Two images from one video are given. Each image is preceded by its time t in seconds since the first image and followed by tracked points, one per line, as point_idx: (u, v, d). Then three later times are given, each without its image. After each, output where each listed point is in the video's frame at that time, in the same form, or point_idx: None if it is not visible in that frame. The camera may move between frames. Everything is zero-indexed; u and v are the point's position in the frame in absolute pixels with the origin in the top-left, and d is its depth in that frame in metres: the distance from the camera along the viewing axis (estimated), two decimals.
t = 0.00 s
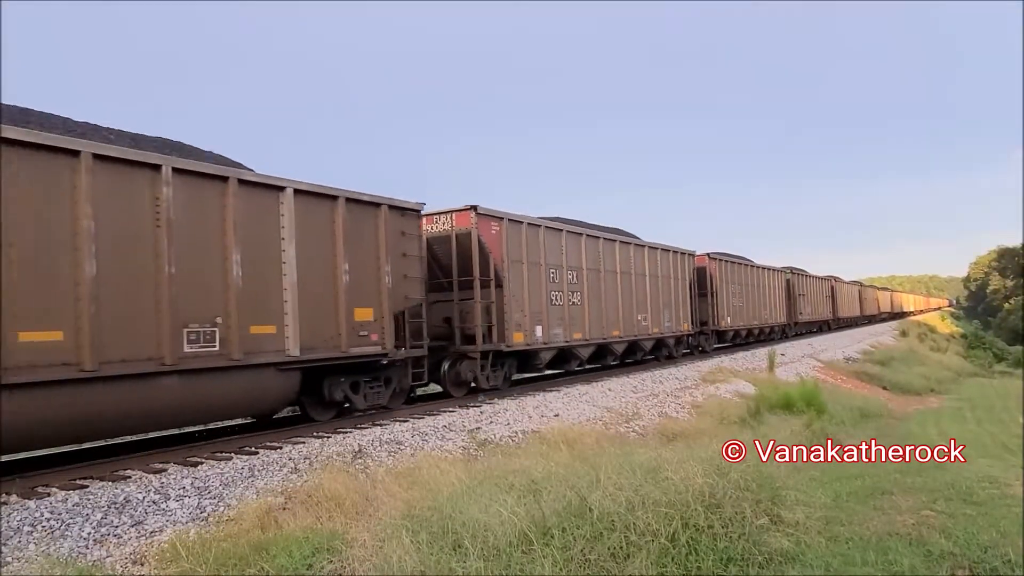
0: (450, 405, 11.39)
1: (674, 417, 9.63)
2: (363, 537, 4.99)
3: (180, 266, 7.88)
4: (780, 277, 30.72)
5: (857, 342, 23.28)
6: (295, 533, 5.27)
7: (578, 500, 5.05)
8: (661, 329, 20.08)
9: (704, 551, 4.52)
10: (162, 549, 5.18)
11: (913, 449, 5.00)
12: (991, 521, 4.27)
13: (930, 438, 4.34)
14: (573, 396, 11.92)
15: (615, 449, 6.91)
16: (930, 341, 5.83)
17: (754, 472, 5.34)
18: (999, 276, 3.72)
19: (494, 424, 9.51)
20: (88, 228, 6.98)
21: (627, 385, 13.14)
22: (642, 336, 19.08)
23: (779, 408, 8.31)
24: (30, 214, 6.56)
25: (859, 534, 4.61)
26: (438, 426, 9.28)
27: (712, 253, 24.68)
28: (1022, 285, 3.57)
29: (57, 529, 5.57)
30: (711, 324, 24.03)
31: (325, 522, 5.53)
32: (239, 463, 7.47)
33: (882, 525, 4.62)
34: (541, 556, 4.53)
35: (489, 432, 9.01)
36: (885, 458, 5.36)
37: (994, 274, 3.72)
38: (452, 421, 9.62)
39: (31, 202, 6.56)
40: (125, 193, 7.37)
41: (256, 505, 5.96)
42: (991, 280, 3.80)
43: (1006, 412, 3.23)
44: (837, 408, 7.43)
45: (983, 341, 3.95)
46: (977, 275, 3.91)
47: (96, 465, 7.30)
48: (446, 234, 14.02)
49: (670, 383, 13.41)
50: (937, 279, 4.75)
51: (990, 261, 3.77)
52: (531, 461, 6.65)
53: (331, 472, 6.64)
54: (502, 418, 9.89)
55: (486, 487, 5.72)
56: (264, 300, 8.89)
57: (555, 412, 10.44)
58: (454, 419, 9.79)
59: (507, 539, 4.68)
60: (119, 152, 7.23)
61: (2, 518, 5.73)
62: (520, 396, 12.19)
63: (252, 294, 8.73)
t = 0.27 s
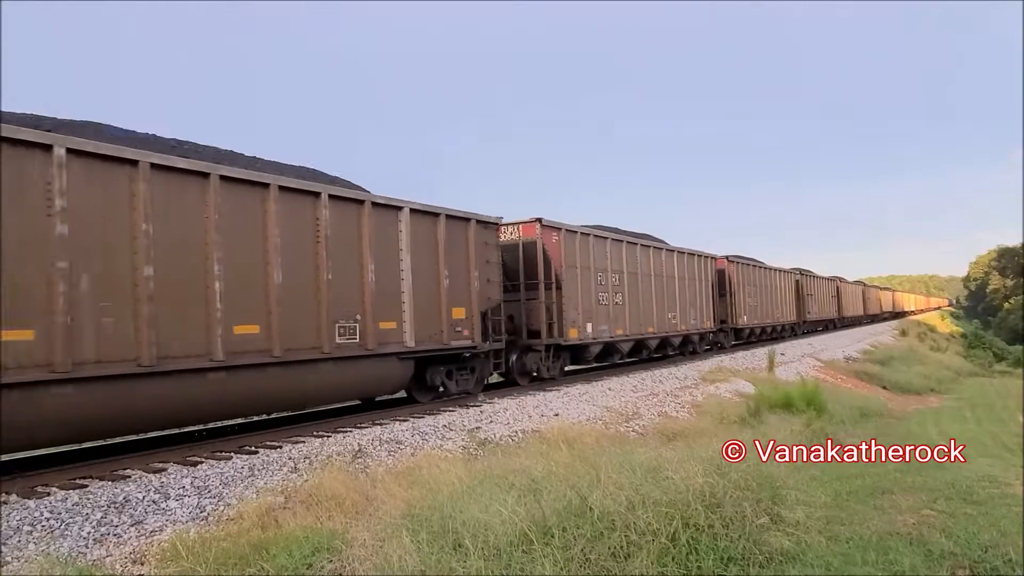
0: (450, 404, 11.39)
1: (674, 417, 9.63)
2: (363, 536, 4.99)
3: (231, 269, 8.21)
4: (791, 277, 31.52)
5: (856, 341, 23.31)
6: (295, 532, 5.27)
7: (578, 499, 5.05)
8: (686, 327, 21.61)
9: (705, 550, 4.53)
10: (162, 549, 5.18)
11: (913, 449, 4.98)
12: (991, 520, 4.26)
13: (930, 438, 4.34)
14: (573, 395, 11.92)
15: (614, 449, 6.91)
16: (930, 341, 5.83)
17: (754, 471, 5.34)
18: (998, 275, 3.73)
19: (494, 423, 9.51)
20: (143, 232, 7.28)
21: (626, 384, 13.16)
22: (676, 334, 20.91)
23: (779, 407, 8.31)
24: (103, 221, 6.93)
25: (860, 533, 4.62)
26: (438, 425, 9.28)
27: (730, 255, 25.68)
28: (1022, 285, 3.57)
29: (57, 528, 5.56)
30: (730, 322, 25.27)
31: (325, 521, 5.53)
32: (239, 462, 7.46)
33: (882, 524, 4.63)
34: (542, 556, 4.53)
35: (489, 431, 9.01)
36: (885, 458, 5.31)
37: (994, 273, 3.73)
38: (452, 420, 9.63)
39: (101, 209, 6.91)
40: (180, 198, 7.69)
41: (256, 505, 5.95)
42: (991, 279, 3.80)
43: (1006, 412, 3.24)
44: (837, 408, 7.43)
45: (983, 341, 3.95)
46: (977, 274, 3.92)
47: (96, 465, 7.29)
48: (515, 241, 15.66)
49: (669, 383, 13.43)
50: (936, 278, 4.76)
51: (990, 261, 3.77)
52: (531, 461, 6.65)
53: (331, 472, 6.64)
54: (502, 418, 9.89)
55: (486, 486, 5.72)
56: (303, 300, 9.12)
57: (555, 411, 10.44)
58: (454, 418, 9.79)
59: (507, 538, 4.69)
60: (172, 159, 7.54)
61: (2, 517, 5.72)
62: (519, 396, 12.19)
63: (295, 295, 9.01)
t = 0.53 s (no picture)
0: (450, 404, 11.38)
1: (674, 416, 9.64)
2: (363, 536, 4.99)
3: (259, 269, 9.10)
4: (799, 277, 33.03)
5: (856, 340, 23.35)
6: (295, 531, 5.27)
7: (578, 498, 5.05)
8: (708, 324, 23.43)
9: (705, 549, 4.53)
10: (162, 548, 5.17)
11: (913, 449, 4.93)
12: (991, 519, 4.24)
13: (930, 437, 4.35)
14: (573, 394, 11.92)
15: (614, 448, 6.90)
16: (930, 340, 5.83)
17: (754, 470, 5.34)
18: (999, 274, 3.72)
19: (495, 422, 9.52)
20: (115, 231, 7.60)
21: (626, 383, 13.18)
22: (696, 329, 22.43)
23: (778, 406, 8.31)
24: (79, 214, 7.28)
25: (860, 532, 4.62)
26: (438, 424, 9.27)
27: (743, 257, 27.71)
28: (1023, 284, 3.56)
29: (57, 528, 5.56)
30: (746, 320, 27.00)
31: (325, 521, 5.52)
32: (239, 461, 7.46)
33: (882, 523, 4.62)
34: (542, 554, 4.52)
35: (489, 430, 9.01)
36: (886, 458, 5.20)
37: (995, 272, 3.72)
38: (452, 419, 9.63)
39: (75, 203, 7.24)
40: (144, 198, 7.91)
41: (256, 504, 5.95)
42: (991, 278, 3.80)
43: (1006, 411, 3.24)
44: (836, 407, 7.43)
45: (983, 340, 3.94)
46: (977, 273, 3.91)
47: (96, 464, 7.29)
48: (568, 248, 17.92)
49: (669, 382, 13.45)
50: (937, 277, 4.76)
51: (991, 259, 3.77)
52: (530, 460, 6.64)
53: (331, 471, 6.63)
54: (501, 417, 9.90)
55: (486, 485, 5.72)
56: (330, 295, 10.08)
57: (554, 410, 10.44)
58: (454, 417, 9.79)
59: (507, 537, 4.68)
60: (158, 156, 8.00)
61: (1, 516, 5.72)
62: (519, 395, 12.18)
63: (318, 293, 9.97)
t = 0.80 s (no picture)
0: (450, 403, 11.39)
1: (673, 415, 9.64)
2: (363, 535, 4.99)
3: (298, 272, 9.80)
4: (799, 277, 33.06)
5: (856, 339, 23.37)
6: (295, 531, 5.27)
7: (578, 498, 5.05)
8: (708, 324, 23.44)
9: (705, 549, 4.53)
10: (162, 548, 5.17)
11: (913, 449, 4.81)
12: (991, 519, 4.21)
13: (931, 437, 4.34)
14: (573, 394, 11.92)
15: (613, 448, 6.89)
16: (929, 339, 5.82)
17: (754, 470, 5.34)
18: (998, 273, 3.73)
19: (495, 421, 9.53)
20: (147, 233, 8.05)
21: (626, 382, 13.19)
22: (711, 327, 23.86)
23: (778, 405, 8.31)
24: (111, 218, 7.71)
25: (859, 532, 4.62)
26: (438, 424, 9.27)
27: (759, 260, 28.79)
28: (1022, 283, 3.59)
29: (57, 527, 5.56)
30: (760, 320, 28.27)
31: (325, 520, 5.52)
32: (239, 461, 7.46)
33: (882, 523, 4.62)
34: (542, 554, 4.52)
35: (489, 430, 9.02)
36: (885, 458, 5.05)
37: (995, 272, 3.72)
38: (451, 419, 9.63)
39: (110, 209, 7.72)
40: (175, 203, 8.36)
41: (256, 504, 5.94)
42: (990, 278, 3.80)
43: (1006, 410, 3.24)
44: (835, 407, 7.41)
45: (983, 339, 3.94)
46: (977, 273, 3.91)
47: (95, 464, 7.28)
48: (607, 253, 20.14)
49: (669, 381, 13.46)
50: (936, 277, 4.77)
51: (991, 259, 3.77)
52: (530, 459, 6.64)
53: (331, 471, 6.63)
54: (501, 416, 9.90)
55: (486, 485, 5.73)
56: (357, 291, 10.74)
57: (554, 409, 10.44)
58: (454, 417, 9.79)
59: (507, 537, 4.69)
60: (196, 162, 8.60)
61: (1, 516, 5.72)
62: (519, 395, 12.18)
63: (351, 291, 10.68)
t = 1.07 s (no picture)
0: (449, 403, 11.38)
1: (673, 415, 9.63)
2: (362, 535, 4.99)
3: (331, 272, 10.30)
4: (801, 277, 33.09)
5: (856, 339, 23.38)
6: (294, 531, 5.26)
7: (577, 498, 5.04)
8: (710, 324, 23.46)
9: (704, 548, 4.53)
10: (161, 548, 5.17)
11: (914, 449, 4.78)
12: (989, 518, 4.23)
13: (930, 437, 4.34)
14: (572, 393, 11.91)
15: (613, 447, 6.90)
16: (928, 339, 5.83)
17: (754, 470, 5.34)
18: (998, 273, 3.74)
19: (494, 421, 9.53)
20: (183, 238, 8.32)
21: (626, 382, 13.20)
22: (731, 326, 24.63)
23: (778, 405, 8.32)
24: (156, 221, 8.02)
25: (858, 531, 4.62)
26: (437, 424, 9.27)
27: (771, 261, 29.67)
28: (1022, 283, 3.62)
29: (56, 527, 5.56)
30: (772, 318, 29.25)
31: (325, 521, 5.52)
32: (238, 461, 7.45)
33: (881, 522, 4.62)
34: (542, 554, 4.52)
35: (488, 429, 9.01)
36: (886, 458, 5.03)
37: (993, 272, 3.74)
38: (451, 419, 9.63)
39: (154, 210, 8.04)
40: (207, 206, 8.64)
41: (256, 504, 5.94)
42: (989, 278, 3.81)
43: (1005, 409, 3.24)
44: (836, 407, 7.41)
45: (981, 339, 3.94)
46: (975, 273, 3.92)
47: (94, 464, 7.27)
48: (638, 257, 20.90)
49: (669, 381, 13.47)
50: (935, 277, 4.79)
51: (989, 259, 3.78)
52: (529, 459, 6.63)
53: (331, 471, 6.63)
54: (501, 416, 9.89)
55: (485, 484, 5.72)
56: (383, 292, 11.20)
57: (553, 409, 10.44)
58: (453, 416, 9.78)
59: (506, 537, 4.68)
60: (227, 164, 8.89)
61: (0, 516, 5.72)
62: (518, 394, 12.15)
63: (378, 292, 11.13)
